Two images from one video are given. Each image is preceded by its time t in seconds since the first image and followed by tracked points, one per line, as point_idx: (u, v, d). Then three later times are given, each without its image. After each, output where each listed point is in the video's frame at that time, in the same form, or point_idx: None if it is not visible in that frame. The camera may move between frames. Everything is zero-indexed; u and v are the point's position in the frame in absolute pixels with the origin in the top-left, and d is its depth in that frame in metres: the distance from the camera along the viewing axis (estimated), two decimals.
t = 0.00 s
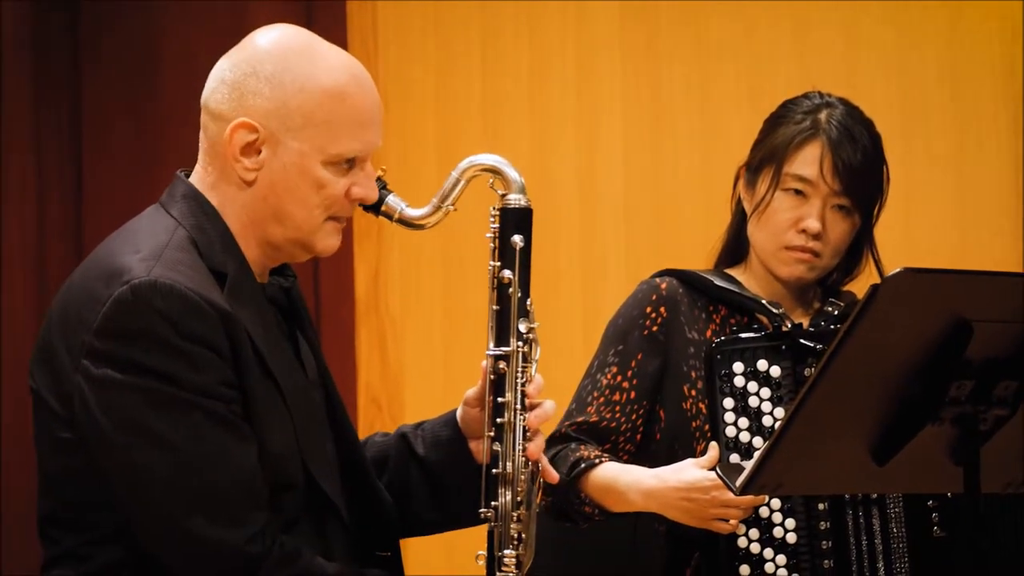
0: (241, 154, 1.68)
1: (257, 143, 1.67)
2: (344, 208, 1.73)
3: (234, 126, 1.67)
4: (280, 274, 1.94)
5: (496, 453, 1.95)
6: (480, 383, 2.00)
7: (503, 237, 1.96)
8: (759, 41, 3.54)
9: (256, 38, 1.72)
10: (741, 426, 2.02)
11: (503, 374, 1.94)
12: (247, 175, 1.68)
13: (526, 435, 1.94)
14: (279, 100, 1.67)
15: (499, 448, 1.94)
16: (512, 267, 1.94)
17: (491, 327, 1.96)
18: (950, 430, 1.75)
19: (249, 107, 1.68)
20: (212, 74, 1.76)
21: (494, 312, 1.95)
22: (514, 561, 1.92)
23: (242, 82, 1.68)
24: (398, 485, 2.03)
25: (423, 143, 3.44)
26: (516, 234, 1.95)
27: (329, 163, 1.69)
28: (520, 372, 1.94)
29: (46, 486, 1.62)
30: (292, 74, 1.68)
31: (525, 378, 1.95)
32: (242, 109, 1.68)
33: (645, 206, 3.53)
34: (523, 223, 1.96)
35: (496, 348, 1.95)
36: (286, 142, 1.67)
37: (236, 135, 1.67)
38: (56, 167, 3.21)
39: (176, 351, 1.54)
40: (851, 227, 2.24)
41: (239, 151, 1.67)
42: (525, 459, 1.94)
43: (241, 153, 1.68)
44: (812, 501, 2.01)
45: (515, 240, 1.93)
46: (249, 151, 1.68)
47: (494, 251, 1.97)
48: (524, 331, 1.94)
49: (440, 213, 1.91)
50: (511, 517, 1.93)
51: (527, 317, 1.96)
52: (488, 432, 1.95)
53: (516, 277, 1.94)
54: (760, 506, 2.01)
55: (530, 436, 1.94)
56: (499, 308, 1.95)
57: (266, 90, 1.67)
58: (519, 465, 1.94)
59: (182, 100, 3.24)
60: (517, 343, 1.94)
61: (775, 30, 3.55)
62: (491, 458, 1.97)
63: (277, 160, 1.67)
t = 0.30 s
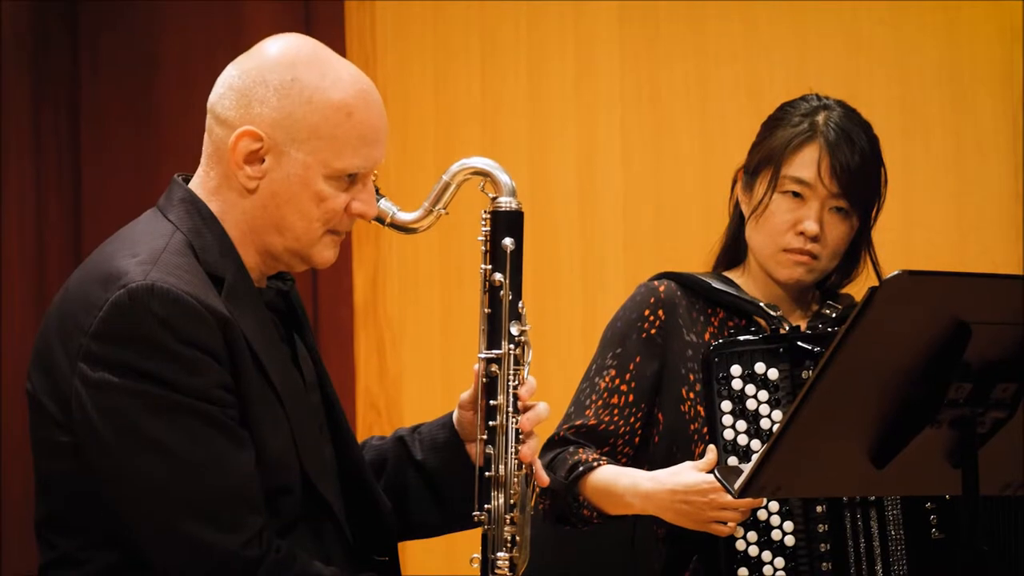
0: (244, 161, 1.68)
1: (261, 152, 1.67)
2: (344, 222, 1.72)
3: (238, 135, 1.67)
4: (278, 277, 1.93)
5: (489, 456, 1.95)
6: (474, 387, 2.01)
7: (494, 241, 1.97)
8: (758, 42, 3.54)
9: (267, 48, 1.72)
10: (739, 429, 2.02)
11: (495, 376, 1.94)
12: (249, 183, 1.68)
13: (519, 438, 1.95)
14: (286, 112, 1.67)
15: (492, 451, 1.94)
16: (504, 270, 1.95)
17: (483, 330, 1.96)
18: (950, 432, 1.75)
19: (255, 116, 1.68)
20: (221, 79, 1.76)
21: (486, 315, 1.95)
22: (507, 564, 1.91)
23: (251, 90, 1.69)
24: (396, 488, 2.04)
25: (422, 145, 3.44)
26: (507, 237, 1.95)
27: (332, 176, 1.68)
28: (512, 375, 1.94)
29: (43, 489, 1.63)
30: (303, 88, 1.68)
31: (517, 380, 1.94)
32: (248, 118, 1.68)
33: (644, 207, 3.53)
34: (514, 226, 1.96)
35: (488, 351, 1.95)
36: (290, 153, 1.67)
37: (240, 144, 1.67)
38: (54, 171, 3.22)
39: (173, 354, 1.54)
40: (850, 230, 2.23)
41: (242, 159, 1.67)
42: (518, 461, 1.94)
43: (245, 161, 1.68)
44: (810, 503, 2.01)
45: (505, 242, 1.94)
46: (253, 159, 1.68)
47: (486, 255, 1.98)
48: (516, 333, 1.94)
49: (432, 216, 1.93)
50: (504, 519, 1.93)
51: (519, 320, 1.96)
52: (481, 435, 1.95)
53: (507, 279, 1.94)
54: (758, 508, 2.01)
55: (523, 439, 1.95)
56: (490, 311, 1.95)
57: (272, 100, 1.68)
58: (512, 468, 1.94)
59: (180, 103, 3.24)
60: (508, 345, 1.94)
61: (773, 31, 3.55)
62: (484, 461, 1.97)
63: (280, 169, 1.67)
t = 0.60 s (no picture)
0: (251, 171, 1.67)
1: (268, 163, 1.67)
2: (347, 237, 1.73)
3: (246, 145, 1.67)
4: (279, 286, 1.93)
5: (487, 462, 1.95)
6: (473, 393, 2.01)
7: (492, 247, 1.98)
8: (756, 43, 3.55)
9: (277, 59, 1.72)
10: (736, 433, 2.02)
11: (493, 382, 1.95)
12: (255, 194, 1.68)
13: (517, 443, 1.94)
14: (295, 124, 1.67)
15: (490, 457, 1.95)
16: (501, 276, 1.96)
17: (482, 336, 1.97)
18: (947, 436, 1.75)
19: (264, 127, 1.68)
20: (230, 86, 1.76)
21: (484, 322, 1.97)
22: (506, 570, 1.91)
23: (260, 100, 1.68)
24: (396, 496, 2.04)
25: (420, 147, 3.44)
26: (505, 243, 1.96)
27: (338, 191, 1.69)
28: (510, 380, 1.94)
29: (43, 495, 1.63)
30: (314, 102, 1.68)
31: (516, 386, 1.95)
32: (256, 129, 1.68)
33: (642, 209, 3.54)
34: (512, 231, 1.97)
35: (486, 356, 1.95)
36: (297, 165, 1.67)
37: (247, 153, 1.67)
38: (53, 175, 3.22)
39: (173, 361, 1.54)
40: (846, 234, 2.24)
41: (249, 168, 1.67)
42: (517, 467, 1.94)
43: (252, 171, 1.67)
44: (808, 507, 2.02)
45: (503, 249, 1.95)
46: (260, 169, 1.67)
47: (484, 261, 1.99)
48: (513, 339, 1.95)
49: (432, 223, 1.93)
50: (502, 526, 1.93)
51: (517, 326, 1.97)
52: (479, 441, 1.95)
53: (505, 286, 1.96)
54: (756, 513, 2.01)
55: (521, 444, 1.94)
56: (488, 317, 1.97)
57: (280, 112, 1.68)
58: (510, 474, 1.93)
59: (178, 107, 3.24)
60: (506, 351, 1.95)
61: (771, 32, 3.55)
62: (482, 467, 1.97)
63: (286, 181, 1.67)
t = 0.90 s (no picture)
0: (256, 175, 1.67)
1: (274, 167, 1.67)
2: (352, 241, 1.72)
3: (252, 149, 1.67)
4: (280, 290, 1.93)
5: (487, 466, 1.95)
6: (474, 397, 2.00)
7: (493, 251, 1.97)
8: (751, 46, 3.55)
9: (283, 64, 1.72)
10: (731, 437, 2.01)
11: (493, 386, 1.94)
12: (261, 198, 1.68)
13: (518, 447, 1.94)
14: (301, 128, 1.67)
15: (490, 460, 1.94)
16: (502, 280, 1.96)
17: (481, 340, 1.96)
18: (942, 440, 1.75)
19: (270, 132, 1.68)
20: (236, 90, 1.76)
21: (485, 325, 1.96)
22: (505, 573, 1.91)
23: (266, 105, 1.68)
24: (396, 500, 2.04)
25: (416, 149, 3.45)
26: (506, 247, 1.96)
27: (343, 195, 1.68)
28: (510, 384, 1.94)
29: (42, 495, 1.62)
30: (320, 107, 1.68)
31: (516, 390, 1.95)
32: (262, 134, 1.68)
33: (637, 212, 3.54)
34: (513, 236, 1.97)
35: (486, 360, 1.95)
36: (302, 169, 1.67)
37: (253, 158, 1.67)
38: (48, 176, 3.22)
39: (174, 361, 1.54)
40: (841, 238, 2.24)
41: (254, 173, 1.67)
42: (517, 471, 1.94)
43: (257, 175, 1.67)
44: (803, 510, 2.02)
45: (504, 253, 1.95)
46: (265, 173, 1.67)
47: (484, 265, 1.98)
48: (514, 343, 1.94)
49: (434, 226, 1.93)
50: (502, 529, 1.93)
51: (518, 330, 1.97)
52: (479, 444, 1.95)
53: (506, 290, 1.95)
54: (750, 516, 2.01)
55: (522, 448, 1.94)
56: (489, 321, 1.96)
57: (286, 117, 1.67)
58: (510, 477, 1.94)
59: (174, 108, 3.24)
60: (506, 355, 1.94)
61: (766, 35, 3.56)
62: (482, 471, 1.97)
63: (292, 185, 1.67)
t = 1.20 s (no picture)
0: (254, 168, 1.67)
1: (271, 159, 1.67)
2: (354, 227, 1.72)
3: (250, 142, 1.66)
4: (283, 286, 1.93)
5: (502, 464, 1.93)
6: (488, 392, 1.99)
7: (511, 249, 1.97)
8: (750, 46, 3.55)
9: (275, 55, 1.71)
10: (728, 433, 2.00)
11: (510, 384, 1.92)
12: (261, 190, 1.68)
13: (533, 445, 1.94)
14: (297, 118, 1.67)
15: (505, 459, 1.92)
16: (521, 278, 1.94)
17: (499, 338, 1.94)
18: (940, 436, 1.75)
19: (266, 124, 1.67)
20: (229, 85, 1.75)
21: (503, 323, 1.94)
22: (518, 573, 1.90)
23: (260, 98, 1.68)
24: (409, 496, 2.04)
25: (414, 148, 3.46)
26: (524, 245, 1.96)
27: (342, 181, 1.68)
28: (527, 383, 1.92)
29: (46, 489, 1.62)
30: (314, 96, 1.67)
31: (532, 388, 1.94)
32: (258, 126, 1.67)
33: (636, 212, 3.54)
34: (531, 234, 1.97)
35: (503, 358, 1.93)
36: (301, 159, 1.67)
37: (251, 150, 1.66)
38: (47, 176, 3.22)
39: (179, 354, 1.53)
40: (839, 234, 2.24)
41: (253, 165, 1.67)
42: (531, 469, 1.93)
43: (256, 168, 1.67)
44: (799, 507, 2.01)
45: (523, 251, 1.94)
46: (264, 166, 1.67)
47: (502, 263, 1.98)
48: (532, 342, 1.93)
49: (451, 223, 1.93)
50: (516, 528, 1.92)
51: (536, 328, 1.94)
52: (494, 442, 1.94)
53: (525, 288, 1.93)
54: (747, 513, 2.01)
55: (537, 445, 1.94)
56: (507, 319, 1.94)
57: (281, 108, 1.67)
58: (525, 476, 1.92)
59: (172, 107, 3.24)
60: (524, 353, 1.92)
61: (764, 35, 3.56)
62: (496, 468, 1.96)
63: (291, 176, 1.67)
